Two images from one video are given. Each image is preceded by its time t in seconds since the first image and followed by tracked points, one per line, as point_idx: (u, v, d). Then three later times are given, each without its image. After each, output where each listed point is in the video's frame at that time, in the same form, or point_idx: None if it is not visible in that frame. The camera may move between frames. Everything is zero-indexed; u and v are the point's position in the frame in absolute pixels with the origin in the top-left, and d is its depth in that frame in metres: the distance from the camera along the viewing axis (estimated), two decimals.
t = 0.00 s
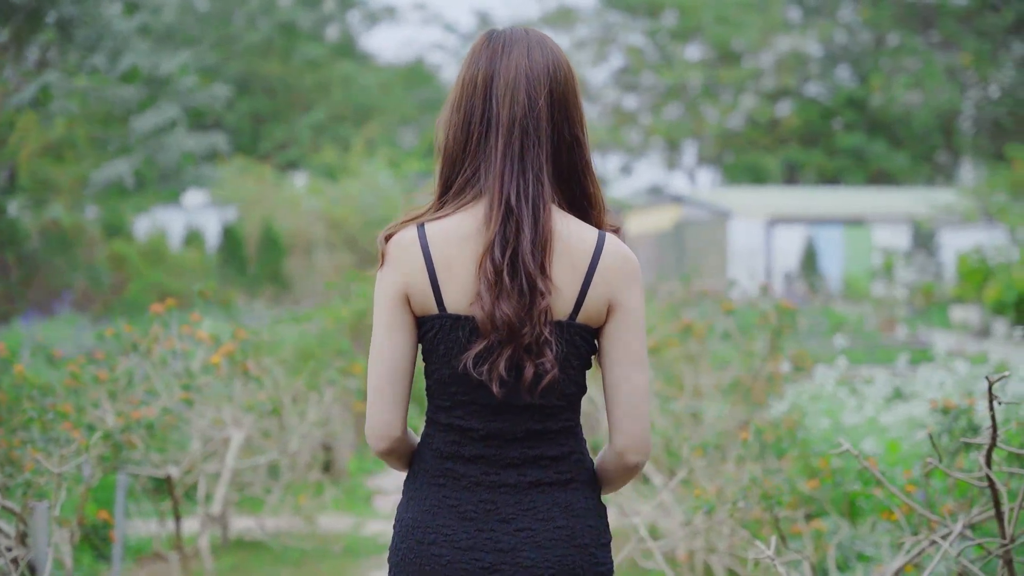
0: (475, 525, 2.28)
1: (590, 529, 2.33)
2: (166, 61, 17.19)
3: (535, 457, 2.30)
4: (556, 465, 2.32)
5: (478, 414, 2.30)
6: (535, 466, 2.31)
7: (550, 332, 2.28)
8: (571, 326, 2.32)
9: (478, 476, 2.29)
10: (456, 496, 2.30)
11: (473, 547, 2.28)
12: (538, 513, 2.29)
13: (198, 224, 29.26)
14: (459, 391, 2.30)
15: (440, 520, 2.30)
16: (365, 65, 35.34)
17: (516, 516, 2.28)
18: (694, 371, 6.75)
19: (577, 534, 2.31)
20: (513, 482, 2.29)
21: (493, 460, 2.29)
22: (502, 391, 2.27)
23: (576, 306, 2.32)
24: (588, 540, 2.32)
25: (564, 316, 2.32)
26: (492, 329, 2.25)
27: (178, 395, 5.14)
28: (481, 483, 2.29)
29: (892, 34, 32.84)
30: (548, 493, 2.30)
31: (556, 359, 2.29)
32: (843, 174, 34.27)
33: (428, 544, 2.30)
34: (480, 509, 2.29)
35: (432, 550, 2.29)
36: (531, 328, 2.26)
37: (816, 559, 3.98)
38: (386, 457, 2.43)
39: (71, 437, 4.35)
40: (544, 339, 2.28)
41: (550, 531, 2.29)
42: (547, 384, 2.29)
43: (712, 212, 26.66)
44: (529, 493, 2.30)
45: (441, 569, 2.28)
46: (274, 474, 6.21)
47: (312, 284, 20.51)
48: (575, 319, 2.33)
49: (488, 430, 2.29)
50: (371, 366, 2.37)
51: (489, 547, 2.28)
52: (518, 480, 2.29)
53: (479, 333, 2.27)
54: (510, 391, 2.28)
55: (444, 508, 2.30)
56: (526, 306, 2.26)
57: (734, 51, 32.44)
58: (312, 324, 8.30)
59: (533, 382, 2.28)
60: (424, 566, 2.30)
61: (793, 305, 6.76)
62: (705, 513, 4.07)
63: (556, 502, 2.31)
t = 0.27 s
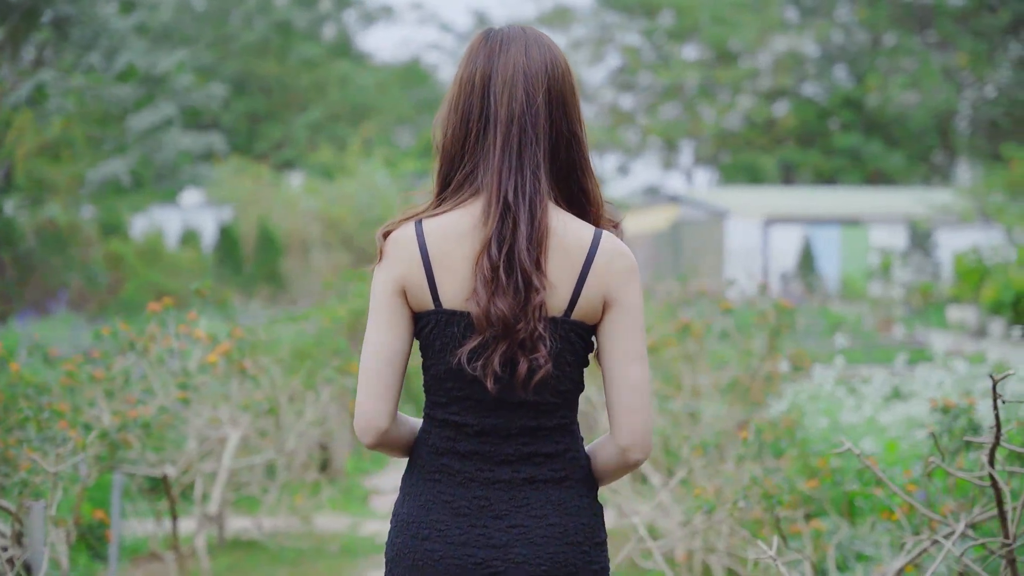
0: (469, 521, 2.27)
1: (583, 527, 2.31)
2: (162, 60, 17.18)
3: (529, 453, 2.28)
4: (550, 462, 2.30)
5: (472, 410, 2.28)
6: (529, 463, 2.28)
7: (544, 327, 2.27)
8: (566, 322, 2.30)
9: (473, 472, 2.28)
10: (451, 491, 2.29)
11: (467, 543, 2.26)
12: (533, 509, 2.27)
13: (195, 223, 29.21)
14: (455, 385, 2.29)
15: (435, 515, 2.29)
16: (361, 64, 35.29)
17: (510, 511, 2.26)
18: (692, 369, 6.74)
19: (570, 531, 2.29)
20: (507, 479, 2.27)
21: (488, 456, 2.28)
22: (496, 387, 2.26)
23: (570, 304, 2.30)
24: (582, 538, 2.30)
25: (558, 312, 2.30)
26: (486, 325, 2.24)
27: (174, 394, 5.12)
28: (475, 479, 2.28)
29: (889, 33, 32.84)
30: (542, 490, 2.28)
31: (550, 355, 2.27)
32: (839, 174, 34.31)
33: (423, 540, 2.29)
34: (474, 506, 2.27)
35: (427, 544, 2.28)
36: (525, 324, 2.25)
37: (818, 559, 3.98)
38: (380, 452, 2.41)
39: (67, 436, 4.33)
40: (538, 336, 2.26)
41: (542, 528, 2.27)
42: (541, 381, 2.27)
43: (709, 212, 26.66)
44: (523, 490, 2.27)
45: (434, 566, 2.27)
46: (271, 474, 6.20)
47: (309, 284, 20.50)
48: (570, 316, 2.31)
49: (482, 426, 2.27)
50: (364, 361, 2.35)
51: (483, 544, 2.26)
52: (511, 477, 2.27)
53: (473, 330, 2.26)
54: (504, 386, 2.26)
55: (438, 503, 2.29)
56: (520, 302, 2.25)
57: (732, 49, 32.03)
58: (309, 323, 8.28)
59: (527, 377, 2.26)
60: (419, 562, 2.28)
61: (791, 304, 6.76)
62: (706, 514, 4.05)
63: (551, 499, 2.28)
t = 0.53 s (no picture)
0: (465, 522, 2.25)
1: (579, 526, 2.29)
2: (158, 60, 17.13)
3: (524, 455, 2.27)
4: (545, 463, 2.29)
5: (467, 411, 2.27)
6: (525, 464, 2.27)
7: (539, 330, 2.26)
8: (560, 325, 2.28)
9: (468, 472, 2.26)
10: (446, 493, 2.27)
11: (462, 542, 2.25)
12: (527, 509, 2.26)
13: (192, 223, 29.16)
14: (450, 387, 2.27)
15: (431, 516, 2.28)
16: (358, 64, 35.28)
17: (505, 511, 2.25)
18: (691, 369, 6.74)
19: (566, 529, 2.28)
20: (502, 479, 2.26)
21: (482, 458, 2.26)
22: (491, 389, 2.25)
23: (565, 306, 2.29)
24: (577, 536, 2.29)
25: (552, 315, 2.28)
26: (482, 327, 2.23)
27: (171, 395, 5.10)
28: (470, 481, 2.26)
29: (885, 34, 32.86)
30: (538, 490, 2.27)
31: (544, 357, 2.26)
32: (837, 174, 34.33)
33: (419, 541, 2.28)
34: (469, 506, 2.26)
35: (423, 546, 2.27)
36: (520, 325, 2.24)
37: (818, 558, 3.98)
38: (375, 452, 2.40)
39: (64, 436, 4.29)
40: (533, 338, 2.25)
41: (537, 528, 2.26)
42: (535, 383, 2.26)
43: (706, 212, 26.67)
44: (518, 490, 2.26)
45: (431, 567, 2.26)
46: (269, 474, 6.18)
47: (306, 283, 20.48)
48: (564, 318, 2.29)
49: (478, 428, 2.26)
50: (359, 362, 2.34)
51: (478, 544, 2.25)
52: (506, 478, 2.26)
53: (468, 331, 2.25)
54: (498, 389, 2.25)
55: (434, 504, 2.28)
56: (515, 304, 2.24)
57: (727, 52, 32.41)
58: (307, 323, 8.26)
59: (522, 379, 2.25)
60: (416, 562, 2.27)
61: (790, 304, 6.74)
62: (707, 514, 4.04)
63: (545, 500, 2.27)
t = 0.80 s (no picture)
0: (460, 524, 2.24)
1: (574, 527, 2.28)
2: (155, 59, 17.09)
3: (520, 460, 2.26)
4: (541, 466, 2.27)
5: (461, 417, 2.26)
6: (519, 467, 2.26)
7: (531, 336, 2.24)
8: (551, 332, 2.27)
9: (464, 476, 2.26)
10: (442, 497, 2.26)
11: (459, 545, 2.24)
12: (523, 512, 2.25)
13: (188, 223, 29.12)
14: (445, 392, 2.27)
15: (428, 518, 2.27)
16: (354, 64, 35.25)
17: (500, 514, 2.24)
18: (689, 369, 6.74)
19: (561, 531, 2.27)
20: (497, 483, 2.25)
21: (476, 463, 2.25)
22: (483, 395, 2.24)
23: (558, 313, 2.28)
24: (572, 538, 2.27)
25: (545, 321, 2.27)
26: (475, 334, 2.22)
27: (168, 394, 5.09)
28: (464, 486, 2.25)
29: (882, 33, 32.88)
30: (532, 493, 2.25)
31: (536, 364, 2.25)
32: (833, 173, 34.37)
33: (416, 543, 2.27)
34: (465, 509, 2.25)
35: (420, 548, 2.26)
36: (512, 332, 2.23)
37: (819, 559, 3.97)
38: (371, 454, 2.39)
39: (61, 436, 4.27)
40: (526, 344, 2.24)
41: (532, 530, 2.25)
42: (528, 389, 2.25)
43: (703, 212, 26.71)
44: (513, 494, 2.25)
45: (427, 569, 2.25)
46: (265, 473, 6.17)
47: (303, 283, 20.46)
48: (556, 325, 2.28)
49: (472, 434, 2.25)
50: (354, 365, 2.32)
51: (475, 546, 2.24)
52: (502, 483, 2.25)
53: (462, 338, 2.24)
54: (491, 395, 2.24)
55: (430, 507, 2.27)
56: (508, 312, 2.23)
57: (724, 51, 32.54)
58: (305, 323, 8.25)
59: (514, 385, 2.24)
60: (413, 564, 2.26)
61: (789, 303, 6.72)
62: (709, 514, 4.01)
63: (540, 503, 2.26)
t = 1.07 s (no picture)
0: (456, 523, 2.24)
1: (569, 526, 2.28)
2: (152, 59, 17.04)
3: (516, 464, 2.25)
4: (537, 467, 2.27)
5: (457, 421, 2.25)
6: (515, 469, 2.25)
7: (528, 342, 2.24)
8: (547, 338, 2.26)
9: (459, 477, 2.25)
10: (438, 502, 2.25)
11: (455, 543, 2.23)
12: (518, 512, 2.24)
13: (184, 223, 29.07)
14: (440, 396, 2.26)
15: (424, 517, 2.26)
16: (351, 64, 35.20)
17: (497, 513, 2.23)
18: (688, 369, 6.74)
19: (556, 531, 2.26)
20: (493, 484, 2.24)
21: (472, 467, 2.25)
22: (479, 401, 2.23)
23: (554, 317, 2.27)
24: (568, 538, 2.27)
25: (541, 328, 2.26)
26: (471, 340, 2.21)
27: (166, 395, 5.08)
28: (461, 489, 2.24)
29: (879, 34, 32.90)
30: (528, 494, 2.24)
31: (532, 370, 2.24)
32: (830, 174, 34.37)
33: (413, 541, 2.26)
34: (461, 508, 2.24)
35: (416, 547, 2.25)
36: (509, 338, 2.22)
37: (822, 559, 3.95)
38: (368, 458, 2.39)
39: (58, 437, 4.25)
40: (521, 350, 2.23)
41: (528, 528, 2.24)
42: (524, 394, 2.24)
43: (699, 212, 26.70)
44: (509, 497, 2.24)
45: (424, 565, 2.24)
46: (263, 474, 6.16)
47: (299, 284, 20.42)
48: (551, 332, 2.27)
49: (469, 436, 2.24)
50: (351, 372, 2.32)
51: (470, 543, 2.23)
52: (497, 487, 2.24)
53: (457, 345, 2.24)
54: (487, 400, 2.23)
55: (427, 506, 2.26)
56: (504, 318, 2.22)
57: (721, 52, 32.64)
58: (302, 322, 8.24)
59: (510, 391, 2.23)
60: (410, 561, 2.25)
61: (789, 303, 6.70)
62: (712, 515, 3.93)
63: (536, 503, 2.25)
